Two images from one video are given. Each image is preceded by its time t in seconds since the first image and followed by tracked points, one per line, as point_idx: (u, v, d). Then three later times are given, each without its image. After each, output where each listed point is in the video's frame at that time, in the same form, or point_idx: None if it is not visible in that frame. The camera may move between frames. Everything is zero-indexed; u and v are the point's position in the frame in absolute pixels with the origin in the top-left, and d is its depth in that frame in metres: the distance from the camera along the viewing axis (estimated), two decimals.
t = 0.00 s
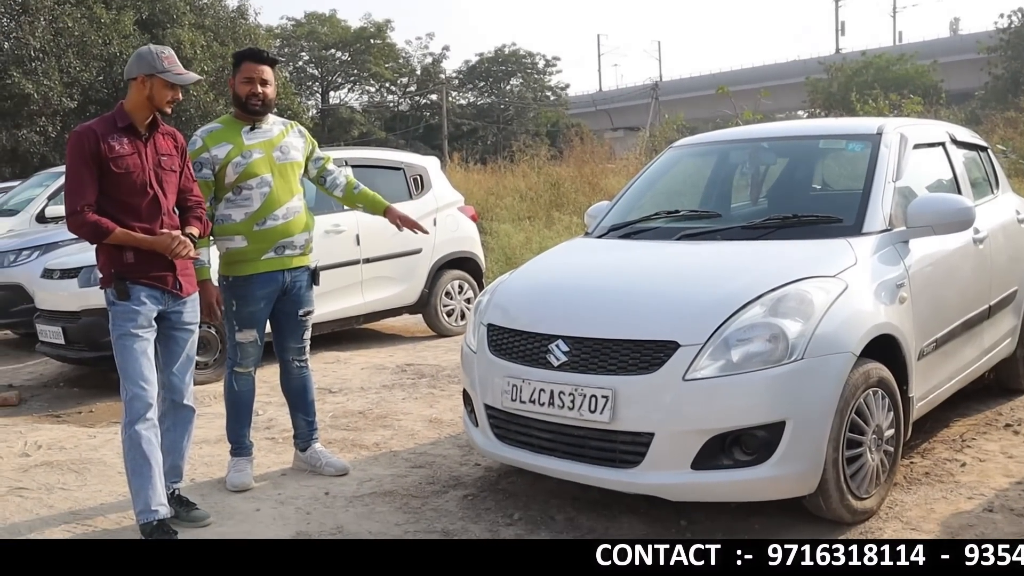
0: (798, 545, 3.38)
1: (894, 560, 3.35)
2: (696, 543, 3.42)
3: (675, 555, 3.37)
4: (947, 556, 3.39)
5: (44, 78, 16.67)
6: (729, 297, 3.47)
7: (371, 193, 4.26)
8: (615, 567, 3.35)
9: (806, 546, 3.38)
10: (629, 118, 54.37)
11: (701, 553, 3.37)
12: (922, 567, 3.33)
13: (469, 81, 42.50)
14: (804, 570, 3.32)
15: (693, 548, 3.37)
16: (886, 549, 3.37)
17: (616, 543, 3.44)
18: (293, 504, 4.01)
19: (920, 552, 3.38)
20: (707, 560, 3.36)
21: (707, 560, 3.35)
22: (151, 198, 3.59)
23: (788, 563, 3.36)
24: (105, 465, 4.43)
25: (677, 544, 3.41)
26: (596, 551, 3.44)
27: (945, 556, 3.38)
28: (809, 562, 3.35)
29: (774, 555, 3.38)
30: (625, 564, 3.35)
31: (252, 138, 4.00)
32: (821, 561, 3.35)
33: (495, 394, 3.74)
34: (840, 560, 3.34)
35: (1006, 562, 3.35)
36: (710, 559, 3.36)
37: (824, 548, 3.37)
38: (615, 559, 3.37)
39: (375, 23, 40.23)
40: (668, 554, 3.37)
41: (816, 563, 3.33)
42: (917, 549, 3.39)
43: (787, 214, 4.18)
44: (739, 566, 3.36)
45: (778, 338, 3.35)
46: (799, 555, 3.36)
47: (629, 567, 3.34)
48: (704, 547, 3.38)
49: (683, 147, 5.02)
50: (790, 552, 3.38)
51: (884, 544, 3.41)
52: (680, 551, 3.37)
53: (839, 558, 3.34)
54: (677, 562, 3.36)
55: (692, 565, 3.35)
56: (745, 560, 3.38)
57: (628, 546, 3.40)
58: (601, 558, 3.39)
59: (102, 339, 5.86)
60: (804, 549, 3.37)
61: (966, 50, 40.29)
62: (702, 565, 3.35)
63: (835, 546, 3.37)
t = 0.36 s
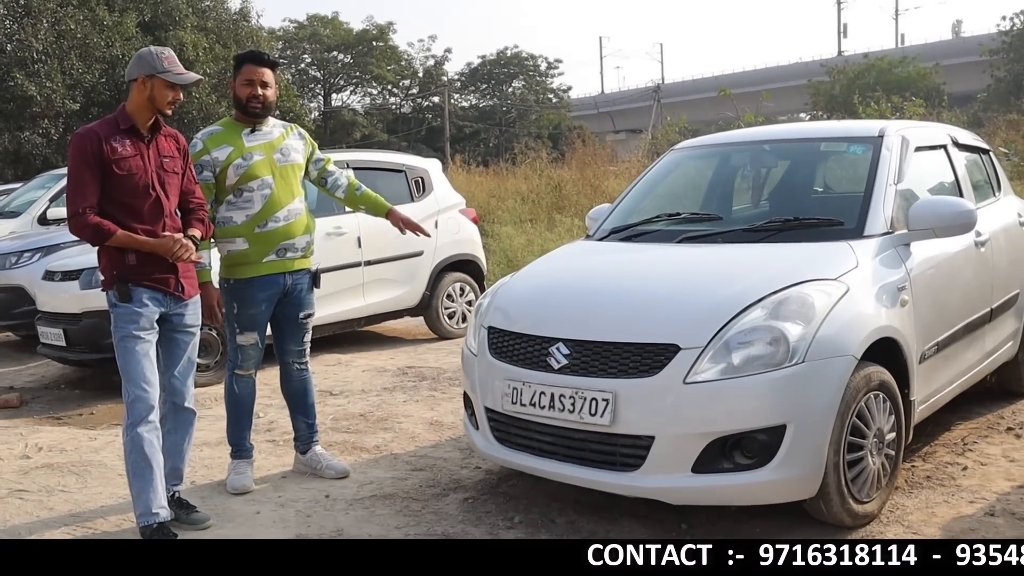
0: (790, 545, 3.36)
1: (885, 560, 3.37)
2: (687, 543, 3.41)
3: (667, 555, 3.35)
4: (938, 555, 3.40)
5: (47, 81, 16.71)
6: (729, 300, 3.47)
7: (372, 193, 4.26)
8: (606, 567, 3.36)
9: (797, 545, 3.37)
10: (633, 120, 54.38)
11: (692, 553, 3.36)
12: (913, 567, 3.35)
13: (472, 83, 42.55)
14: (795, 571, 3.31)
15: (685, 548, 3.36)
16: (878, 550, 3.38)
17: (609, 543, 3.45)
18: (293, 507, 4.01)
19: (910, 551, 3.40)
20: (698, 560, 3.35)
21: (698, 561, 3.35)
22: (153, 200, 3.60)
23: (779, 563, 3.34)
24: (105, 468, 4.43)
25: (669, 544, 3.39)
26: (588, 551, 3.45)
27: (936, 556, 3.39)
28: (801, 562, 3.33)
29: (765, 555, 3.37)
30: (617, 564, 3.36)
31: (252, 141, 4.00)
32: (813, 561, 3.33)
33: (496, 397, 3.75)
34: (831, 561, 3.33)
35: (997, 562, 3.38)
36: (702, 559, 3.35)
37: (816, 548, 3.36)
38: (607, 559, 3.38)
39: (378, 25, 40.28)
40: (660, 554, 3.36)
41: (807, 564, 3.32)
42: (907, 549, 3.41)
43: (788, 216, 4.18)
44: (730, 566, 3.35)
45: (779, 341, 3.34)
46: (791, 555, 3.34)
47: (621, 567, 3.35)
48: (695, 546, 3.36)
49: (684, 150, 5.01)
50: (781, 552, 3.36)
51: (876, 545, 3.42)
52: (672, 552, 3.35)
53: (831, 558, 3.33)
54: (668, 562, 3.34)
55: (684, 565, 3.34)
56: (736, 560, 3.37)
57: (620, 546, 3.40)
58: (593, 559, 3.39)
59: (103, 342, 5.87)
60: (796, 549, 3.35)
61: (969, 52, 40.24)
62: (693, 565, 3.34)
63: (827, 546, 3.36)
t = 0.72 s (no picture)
0: (781, 545, 3.39)
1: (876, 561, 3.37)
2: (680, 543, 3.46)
3: (659, 555, 3.40)
4: (930, 555, 3.42)
5: (48, 81, 16.73)
6: (728, 306, 3.47)
7: (371, 195, 4.26)
8: (598, 567, 3.39)
9: (789, 546, 3.39)
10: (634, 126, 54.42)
11: (684, 553, 3.41)
12: (905, 567, 3.36)
13: (474, 88, 42.61)
14: (786, 570, 3.34)
15: (676, 549, 3.41)
16: (869, 550, 3.39)
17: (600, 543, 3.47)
18: (290, 510, 4.00)
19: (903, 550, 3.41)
20: (689, 560, 3.40)
21: (690, 560, 3.39)
22: (155, 201, 3.61)
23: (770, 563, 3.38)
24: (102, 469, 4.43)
25: (660, 544, 3.44)
26: (579, 551, 3.48)
27: (927, 556, 3.41)
28: (792, 562, 3.36)
29: (757, 555, 3.40)
30: (609, 564, 3.40)
31: (253, 143, 4.00)
32: (804, 561, 3.36)
33: (494, 401, 3.75)
34: (822, 560, 3.36)
35: (988, 562, 3.40)
36: (693, 559, 3.40)
37: (807, 548, 3.38)
38: (598, 560, 3.41)
39: (381, 29, 40.34)
40: (652, 554, 3.40)
41: (798, 564, 3.35)
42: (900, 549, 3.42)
43: (788, 223, 4.18)
44: (722, 566, 3.40)
45: (778, 347, 3.34)
46: (782, 555, 3.37)
47: (612, 567, 3.39)
48: (687, 547, 3.41)
49: (684, 156, 5.02)
50: (773, 552, 3.39)
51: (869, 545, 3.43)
52: (664, 552, 3.41)
53: (822, 558, 3.36)
54: (660, 562, 3.39)
55: (676, 565, 3.39)
56: (727, 559, 3.41)
57: (611, 546, 3.43)
58: (584, 559, 3.43)
59: (101, 343, 5.87)
60: (787, 549, 3.38)
61: (970, 60, 40.27)
62: (684, 565, 3.39)
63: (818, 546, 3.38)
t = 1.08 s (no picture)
0: (771, 546, 3.44)
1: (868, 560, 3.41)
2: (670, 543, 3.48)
3: (649, 555, 3.42)
4: (921, 555, 3.49)
5: (49, 90, 16.85)
6: (728, 315, 3.47)
7: (371, 203, 4.28)
8: (589, 567, 3.42)
9: (779, 546, 3.45)
10: (634, 135, 54.49)
11: (675, 553, 3.43)
12: (896, 566, 3.42)
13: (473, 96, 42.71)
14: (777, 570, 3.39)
15: (667, 549, 3.43)
16: (861, 550, 3.43)
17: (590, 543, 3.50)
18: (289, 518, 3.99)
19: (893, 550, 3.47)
20: (680, 560, 3.41)
21: (681, 560, 3.41)
22: (156, 209, 3.62)
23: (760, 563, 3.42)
24: (101, 477, 4.43)
25: (651, 544, 3.46)
26: (570, 551, 3.51)
27: (918, 556, 3.48)
28: (783, 562, 3.41)
29: (748, 555, 3.44)
30: (600, 563, 3.42)
31: (254, 151, 4.01)
32: (796, 561, 3.41)
33: (494, 409, 3.75)
34: (814, 560, 3.41)
35: (979, 562, 3.46)
36: (684, 559, 3.41)
37: (798, 548, 3.43)
38: (589, 559, 3.44)
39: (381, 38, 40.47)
40: (642, 554, 3.42)
41: (789, 563, 3.40)
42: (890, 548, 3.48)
43: (788, 231, 4.19)
44: (713, 566, 3.41)
45: (778, 356, 3.34)
46: (772, 555, 3.43)
47: (603, 567, 3.41)
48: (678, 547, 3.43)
49: (684, 164, 5.03)
50: (763, 551, 3.44)
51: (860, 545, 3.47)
52: (654, 552, 3.43)
53: (813, 558, 3.41)
54: (651, 562, 3.41)
55: (666, 565, 3.41)
56: (719, 559, 3.42)
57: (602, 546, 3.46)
58: (575, 559, 3.45)
59: (102, 350, 5.87)
60: (777, 549, 3.43)
61: (969, 69, 40.36)
62: (675, 565, 3.40)
63: (809, 546, 3.43)
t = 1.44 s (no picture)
0: (764, 546, 3.44)
1: (858, 560, 3.46)
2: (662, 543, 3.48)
3: (641, 555, 3.42)
4: (912, 556, 3.52)
5: (52, 88, 16.97)
6: (727, 321, 3.47)
7: (371, 206, 4.29)
8: (580, 567, 3.42)
9: (772, 546, 3.44)
10: (637, 140, 54.52)
11: (666, 553, 3.44)
12: (887, 566, 3.45)
13: (477, 100, 42.80)
14: (769, 570, 3.39)
15: (659, 549, 3.43)
16: (852, 550, 3.48)
17: (582, 543, 3.50)
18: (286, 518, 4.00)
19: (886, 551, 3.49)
20: (672, 560, 3.43)
21: (672, 561, 3.42)
22: (156, 209, 3.63)
23: (752, 563, 3.42)
24: (99, 475, 4.43)
25: (643, 544, 3.46)
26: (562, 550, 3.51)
27: (910, 556, 3.51)
28: (775, 562, 3.41)
29: (739, 555, 3.44)
30: (591, 564, 3.42)
31: (256, 152, 4.02)
32: (787, 561, 3.42)
33: (492, 412, 3.76)
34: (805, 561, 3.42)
35: (971, 562, 3.50)
36: (676, 559, 3.43)
37: (790, 549, 3.44)
38: (581, 559, 3.43)
39: (386, 41, 40.54)
40: (634, 554, 3.42)
41: (780, 563, 3.40)
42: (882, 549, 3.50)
43: (788, 239, 4.19)
44: (704, 566, 3.43)
45: (776, 363, 3.34)
46: (765, 555, 3.42)
47: (594, 567, 3.41)
48: (670, 548, 3.43)
49: (685, 171, 5.03)
50: (755, 552, 3.44)
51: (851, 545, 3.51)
52: (646, 552, 3.42)
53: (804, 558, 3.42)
54: (642, 562, 3.41)
55: (658, 565, 3.41)
56: (711, 559, 3.44)
57: (593, 546, 3.46)
58: (567, 559, 3.45)
59: (102, 348, 5.87)
60: (770, 550, 3.43)
61: (973, 80, 40.39)
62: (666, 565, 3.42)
63: (800, 547, 3.44)
